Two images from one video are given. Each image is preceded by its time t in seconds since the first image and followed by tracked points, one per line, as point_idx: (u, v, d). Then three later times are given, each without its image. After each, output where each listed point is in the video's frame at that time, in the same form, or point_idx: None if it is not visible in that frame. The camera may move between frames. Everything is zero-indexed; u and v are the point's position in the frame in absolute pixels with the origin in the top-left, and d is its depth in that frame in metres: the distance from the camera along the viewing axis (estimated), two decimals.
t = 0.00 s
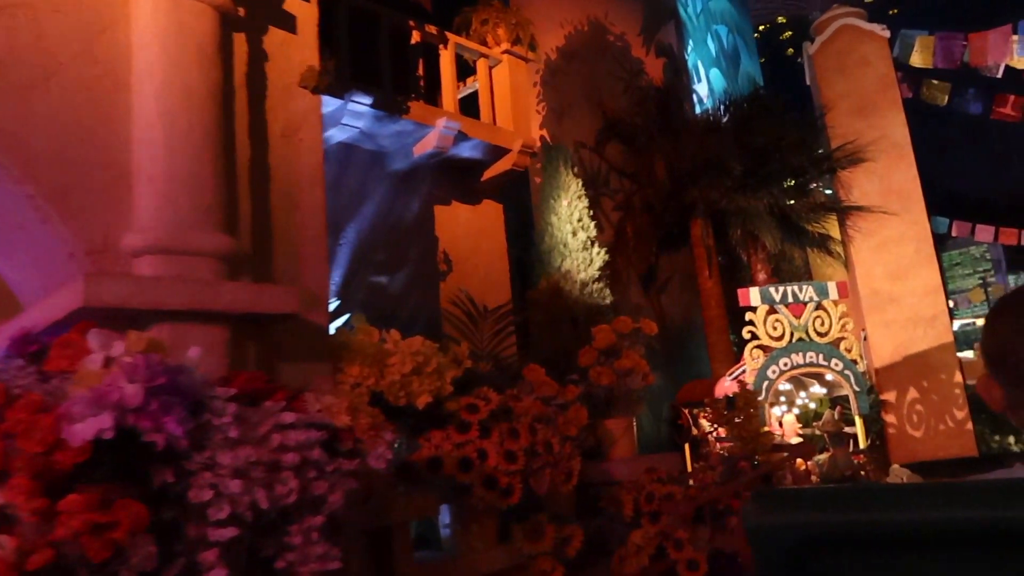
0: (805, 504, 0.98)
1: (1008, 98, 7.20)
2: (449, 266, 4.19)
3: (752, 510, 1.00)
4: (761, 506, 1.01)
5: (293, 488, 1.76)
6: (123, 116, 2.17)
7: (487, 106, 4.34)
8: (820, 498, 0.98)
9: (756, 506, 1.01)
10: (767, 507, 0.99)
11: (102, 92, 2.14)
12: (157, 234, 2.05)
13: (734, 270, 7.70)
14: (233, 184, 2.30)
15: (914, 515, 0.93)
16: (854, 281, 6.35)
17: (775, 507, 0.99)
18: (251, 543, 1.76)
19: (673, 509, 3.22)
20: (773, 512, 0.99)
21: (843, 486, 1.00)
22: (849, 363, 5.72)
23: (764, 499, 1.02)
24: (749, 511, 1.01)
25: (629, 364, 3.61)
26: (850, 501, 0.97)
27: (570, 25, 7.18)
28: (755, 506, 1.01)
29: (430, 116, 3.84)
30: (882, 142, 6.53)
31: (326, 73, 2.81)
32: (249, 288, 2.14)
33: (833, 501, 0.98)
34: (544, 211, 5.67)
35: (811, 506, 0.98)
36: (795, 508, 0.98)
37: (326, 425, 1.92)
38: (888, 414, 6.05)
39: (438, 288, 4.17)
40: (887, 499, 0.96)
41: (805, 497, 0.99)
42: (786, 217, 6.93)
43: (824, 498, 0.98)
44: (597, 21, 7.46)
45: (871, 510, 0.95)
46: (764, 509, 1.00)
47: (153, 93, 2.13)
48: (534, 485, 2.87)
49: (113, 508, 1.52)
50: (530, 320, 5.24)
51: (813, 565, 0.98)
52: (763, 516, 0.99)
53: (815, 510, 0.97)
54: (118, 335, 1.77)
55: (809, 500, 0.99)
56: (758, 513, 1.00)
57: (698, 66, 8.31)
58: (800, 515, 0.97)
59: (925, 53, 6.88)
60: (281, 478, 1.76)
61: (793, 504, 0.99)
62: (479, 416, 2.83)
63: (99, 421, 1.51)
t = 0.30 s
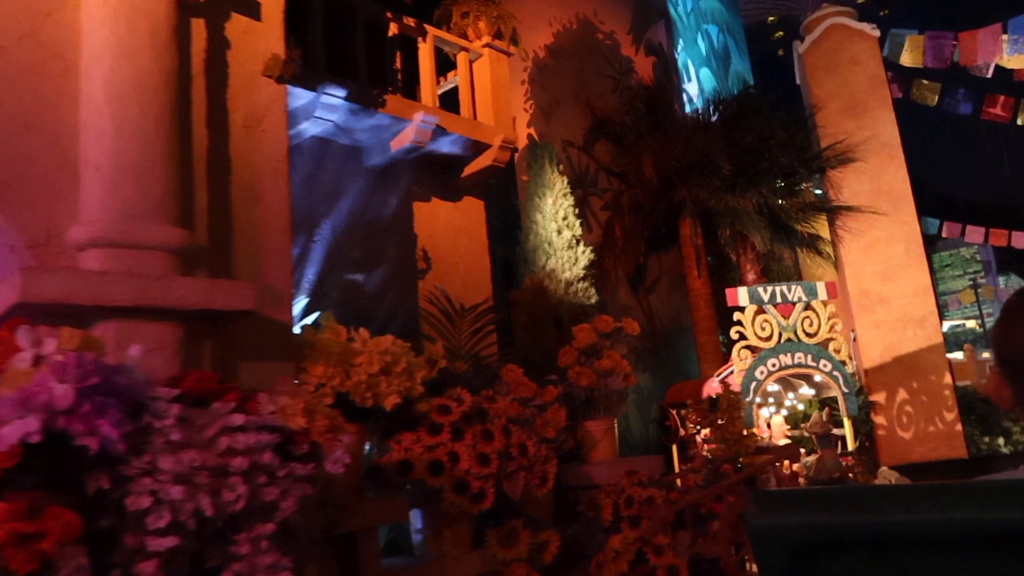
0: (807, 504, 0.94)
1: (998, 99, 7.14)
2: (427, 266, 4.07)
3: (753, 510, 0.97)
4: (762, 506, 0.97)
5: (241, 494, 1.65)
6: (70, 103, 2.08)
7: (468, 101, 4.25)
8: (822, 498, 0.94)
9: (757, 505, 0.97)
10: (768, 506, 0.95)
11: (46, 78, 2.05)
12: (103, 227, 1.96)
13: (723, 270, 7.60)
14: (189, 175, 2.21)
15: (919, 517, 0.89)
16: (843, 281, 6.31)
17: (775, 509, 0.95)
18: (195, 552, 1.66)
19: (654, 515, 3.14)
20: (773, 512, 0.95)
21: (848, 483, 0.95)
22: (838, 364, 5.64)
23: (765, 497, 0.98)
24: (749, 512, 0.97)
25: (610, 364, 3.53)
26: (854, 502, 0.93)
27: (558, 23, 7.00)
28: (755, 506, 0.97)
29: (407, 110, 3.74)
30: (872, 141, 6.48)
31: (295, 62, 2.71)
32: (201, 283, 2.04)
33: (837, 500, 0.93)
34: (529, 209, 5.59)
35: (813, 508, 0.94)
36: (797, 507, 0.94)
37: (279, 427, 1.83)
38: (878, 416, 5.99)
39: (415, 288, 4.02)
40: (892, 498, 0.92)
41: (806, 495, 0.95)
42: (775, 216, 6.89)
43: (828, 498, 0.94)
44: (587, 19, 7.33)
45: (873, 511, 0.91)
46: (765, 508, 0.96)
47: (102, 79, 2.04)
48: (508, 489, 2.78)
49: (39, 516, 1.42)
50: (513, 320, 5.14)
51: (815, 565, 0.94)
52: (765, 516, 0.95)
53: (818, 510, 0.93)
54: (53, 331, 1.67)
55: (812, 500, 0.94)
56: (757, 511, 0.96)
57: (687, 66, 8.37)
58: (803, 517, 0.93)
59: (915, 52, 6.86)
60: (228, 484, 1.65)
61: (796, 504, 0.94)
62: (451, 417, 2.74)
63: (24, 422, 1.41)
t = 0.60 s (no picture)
0: (810, 499, 0.96)
1: (989, 94, 7.06)
2: (405, 258, 3.98)
3: (756, 506, 0.99)
4: (767, 502, 0.98)
5: (184, 497, 1.56)
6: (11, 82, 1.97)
7: (447, 91, 4.13)
8: (828, 493, 0.95)
9: (761, 502, 0.99)
10: (772, 501, 0.97)
11: None
12: (43, 213, 1.85)
13: (712, 265, 7.49)
14: (138, 159, 2.08)
15: (920, 512, 0.90)
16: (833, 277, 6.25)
17: (779, 504, 0.97)
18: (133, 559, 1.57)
19: (632, 514, 3.05)
20: (778, 507, 0.97)
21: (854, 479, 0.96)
22: (827, 360, 5.57)
23: (770, 493, 1.00)
24: (756, 506, 0.99)
25: (590, 359, 3.44)
26: (858, 498, 0.94)
27: (546, 16, 6.95)
28: (758, 501, 0.99)
29: (383, 99, 3.63)
30: (862, 136, 6.38)
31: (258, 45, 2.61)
32: (150, 273, 1.94)
33: (841, 496, 0.94)
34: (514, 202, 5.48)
35: (817, 503, 0.95)
36: (801, 503, 0.96)
37: (226, 426, 1.71)
38: (867, 412, 5.94)
39: (392, 280, 3.94)
40: (896, 494, 0.92)
41: (812, 491, 0.96)
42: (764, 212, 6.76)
43: (833, 494, 0.95)
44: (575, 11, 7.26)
45: (877, 506, 0.92)
46: (769, 503, 0.98)
47: (44, 57, 1.92)
48: (481, 489, 2.69)
49: None
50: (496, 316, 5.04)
51: (817, 562, 0.95)
52: (768, 511, 0.97)
53: (822, 506, 0.95)
54: None
55: (816, 496, 0.96)
56: (761, 507, 0.98)
57: (678, 60, 8.18)
58: (806, 512, 0.95)
59: (906, 46, 6.76)
60: (167, 485, 1.55)
61: (800, 500, 0.96)
62: (421, 415, 2.64)
63: None
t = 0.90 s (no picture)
0: (802, 498, 1.00)
1: (975, 91, 7.02)
2: (380, 252, 3.88)
3: (754, 504, 1.03)
4: (764, 499, 1.03)
5: (113, 502, 1.46)
6: None
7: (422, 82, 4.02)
8: (817, 490, 1.00)
9: (759, 499, 1.03)
10: (770, 498, 1.01)
11: None
12: None
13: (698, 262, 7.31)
14: (80, 146, 1.99)
15: (904, 510, 0.95)
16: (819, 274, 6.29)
17: (774, 499, 1.01)
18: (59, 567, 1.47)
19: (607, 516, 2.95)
20: (771, 504, 1.01)
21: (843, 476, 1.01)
22: (811, 358, 5.53)
23: (767, 491, 1.04)
24: (753, 504, 1.03)
25: (566, 356, 3.34)
26: (848, 496, 0.98)
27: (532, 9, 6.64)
28: (757, 499, 1.03)
29: (354, 88, 3.53)
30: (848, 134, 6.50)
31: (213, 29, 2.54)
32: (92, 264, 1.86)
33: (832, 492, 0.99)
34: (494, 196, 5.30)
35: (810, 501, 0.99)
36: (795, 501, 1.00)
37: (162, 426, 1.61)
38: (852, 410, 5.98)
39: (364, 275, 3.82)
40: (885, 494, 0.97)
41: (802, 489, 1.01)
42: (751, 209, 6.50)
43: (823, 491, 1.00)
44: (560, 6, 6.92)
45: (865, 503, 0.97)
46: (767, 501, 1.02)
47: None
48: (447, 490, 2.60)
49: None
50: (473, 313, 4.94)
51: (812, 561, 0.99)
52: (766, 509, 1.01)
53: (813, 503, 0.99)
54: None
55: (807, 492, 1.00)
56: (760, 505, 1.02)
57: (665, 56, 8.11)
58: (800, 509, 0.99)
59: (893, 41, 6.69)
60: (95, 490, 1.45)
61: (795, 495, 1.00)
62: (385, 414, 2.54)
63: None
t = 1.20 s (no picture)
0: (813, 493, 1.13)
1: (964, 88, 6.94)
2: (354, 246, 3.80)
3: (761, 499, 1.15)
4: (769, 494, 1.15)
5: (34, 510, 1.37)
6: None
7: (398, 72, 3.91)
8: (817, 489, 1.13)
9: (764, 494, 1.15)
10: (772, 492, 1.15)
11: None
12: None
13: (685, 260, 7.18)
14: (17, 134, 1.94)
15: (895, 505, 1.08)
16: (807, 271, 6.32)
17: (780, 495, 1.14)
18: None
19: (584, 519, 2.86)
20: (769, 502, 1.14)
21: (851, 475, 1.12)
22: (797, 356, 5.46)
23: (767, 487, 1.16)
24: (757, 498, 1.16)
25: (543, 354, 3.25)
26: (838, 492, 1.12)
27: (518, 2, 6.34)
28: (761, 494, 1.16)
29: (326, 78, 3.43)
30: (837, 130, 6.48)
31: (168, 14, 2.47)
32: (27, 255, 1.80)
33: (834, 489, 1.12)
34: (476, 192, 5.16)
35: (805, 498, 1.13)
36: (808, 497, 1.13)
37: (92, 429, 1.51)
38: (839, 409, 5.99)
39: (336, 270, 3.72)
40: (881, 491, 1.10)
41: (801, 486, 1.14)
42: (739, 206, 6.31)
43: (830, 486, 1.12)
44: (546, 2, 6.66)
45: (862, 500, 1.10)
46: (767, 497, 1.15)
47: None
48: (414, 494, 2.50)
49: None
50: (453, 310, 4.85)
51: (818, 555, 1.10)
52: (769, 504, 1.14)
53: (821, 500, 1.12)
54: None
55: (804, 491, 1.13)
56: (761, 498, 1.15)
57: (654, 52, 7.99)
58: (812, 505, 1.12)
59: (881, 37, 6.63)
60: (16, 498, 1.36)
61: (793, 493, 1.13)
62: (349, 414, 2.44)
63: None
